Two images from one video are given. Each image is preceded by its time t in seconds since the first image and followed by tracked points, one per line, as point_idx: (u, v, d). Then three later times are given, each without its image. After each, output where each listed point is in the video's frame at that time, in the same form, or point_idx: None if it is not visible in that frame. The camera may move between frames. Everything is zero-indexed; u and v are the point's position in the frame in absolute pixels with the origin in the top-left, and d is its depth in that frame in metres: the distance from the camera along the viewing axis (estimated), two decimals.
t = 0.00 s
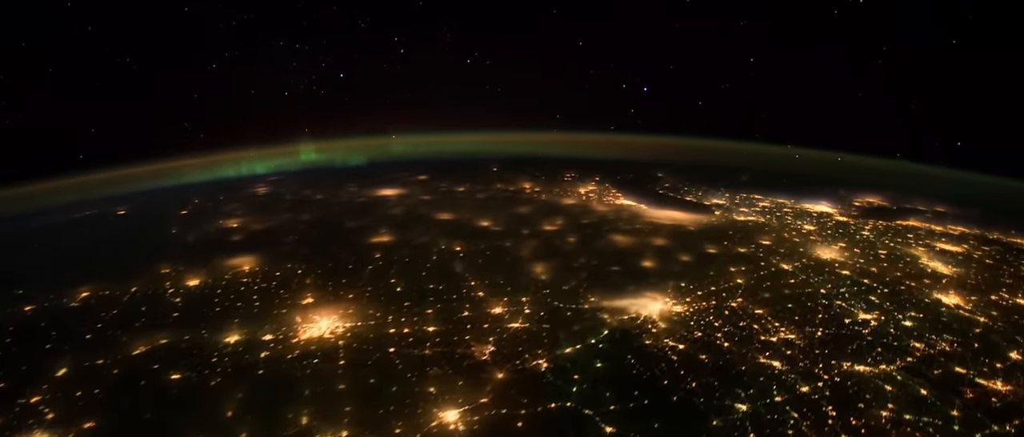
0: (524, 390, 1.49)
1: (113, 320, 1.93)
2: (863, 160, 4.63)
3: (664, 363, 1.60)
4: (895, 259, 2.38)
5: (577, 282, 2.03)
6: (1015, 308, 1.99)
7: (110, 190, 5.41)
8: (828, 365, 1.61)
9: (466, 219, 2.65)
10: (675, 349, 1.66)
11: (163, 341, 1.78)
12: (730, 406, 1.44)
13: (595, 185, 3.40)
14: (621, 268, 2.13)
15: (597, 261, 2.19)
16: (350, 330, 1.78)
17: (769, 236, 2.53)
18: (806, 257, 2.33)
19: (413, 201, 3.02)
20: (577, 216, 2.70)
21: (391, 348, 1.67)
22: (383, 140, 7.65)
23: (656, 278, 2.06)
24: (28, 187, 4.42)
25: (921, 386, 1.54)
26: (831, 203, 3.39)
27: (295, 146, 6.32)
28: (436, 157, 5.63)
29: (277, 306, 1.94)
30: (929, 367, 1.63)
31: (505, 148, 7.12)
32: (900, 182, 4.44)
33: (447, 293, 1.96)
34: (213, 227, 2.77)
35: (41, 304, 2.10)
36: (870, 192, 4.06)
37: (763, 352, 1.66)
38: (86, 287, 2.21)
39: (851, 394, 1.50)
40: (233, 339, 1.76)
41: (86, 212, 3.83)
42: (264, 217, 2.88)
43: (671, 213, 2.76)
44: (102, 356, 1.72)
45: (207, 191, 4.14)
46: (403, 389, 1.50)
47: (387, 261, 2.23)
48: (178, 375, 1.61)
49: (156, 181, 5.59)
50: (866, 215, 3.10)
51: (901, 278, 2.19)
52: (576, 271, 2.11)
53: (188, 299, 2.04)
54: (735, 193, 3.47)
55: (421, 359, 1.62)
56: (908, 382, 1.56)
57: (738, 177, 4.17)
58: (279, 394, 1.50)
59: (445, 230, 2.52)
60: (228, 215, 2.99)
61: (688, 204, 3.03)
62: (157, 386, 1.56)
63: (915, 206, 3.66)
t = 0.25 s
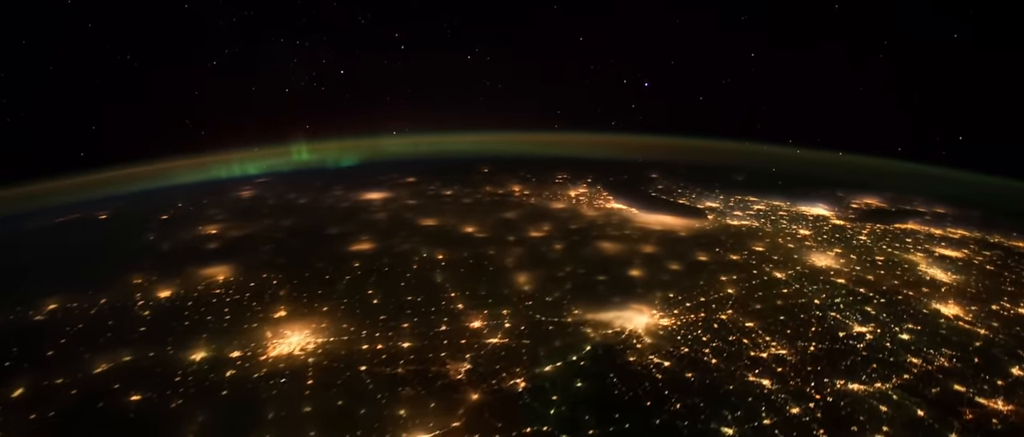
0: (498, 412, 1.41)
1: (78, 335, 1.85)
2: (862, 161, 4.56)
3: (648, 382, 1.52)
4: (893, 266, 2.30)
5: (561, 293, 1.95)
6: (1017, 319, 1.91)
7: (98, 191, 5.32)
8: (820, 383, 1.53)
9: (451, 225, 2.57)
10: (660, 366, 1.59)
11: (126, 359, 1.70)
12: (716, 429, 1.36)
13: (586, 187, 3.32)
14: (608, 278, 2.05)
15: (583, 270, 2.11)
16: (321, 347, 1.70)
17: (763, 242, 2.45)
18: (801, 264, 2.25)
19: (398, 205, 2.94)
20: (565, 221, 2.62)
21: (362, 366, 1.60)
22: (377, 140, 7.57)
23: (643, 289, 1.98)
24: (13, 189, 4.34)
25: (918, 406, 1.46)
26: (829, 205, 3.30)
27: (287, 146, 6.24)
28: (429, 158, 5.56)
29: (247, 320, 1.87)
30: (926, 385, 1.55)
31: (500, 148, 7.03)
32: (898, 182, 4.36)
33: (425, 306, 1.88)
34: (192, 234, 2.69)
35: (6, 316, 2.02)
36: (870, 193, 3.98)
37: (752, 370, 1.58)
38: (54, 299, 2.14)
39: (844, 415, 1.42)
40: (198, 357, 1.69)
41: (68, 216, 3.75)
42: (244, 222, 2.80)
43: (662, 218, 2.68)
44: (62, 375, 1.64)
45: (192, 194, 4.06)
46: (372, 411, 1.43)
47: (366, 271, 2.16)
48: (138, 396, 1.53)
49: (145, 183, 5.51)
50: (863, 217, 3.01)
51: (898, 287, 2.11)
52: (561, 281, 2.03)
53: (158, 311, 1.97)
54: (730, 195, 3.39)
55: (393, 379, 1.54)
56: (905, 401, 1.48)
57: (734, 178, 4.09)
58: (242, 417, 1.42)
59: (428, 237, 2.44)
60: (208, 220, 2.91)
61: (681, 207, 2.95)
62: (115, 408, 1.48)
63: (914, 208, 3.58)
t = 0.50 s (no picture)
0: None
1: (39, 351, 1.77)
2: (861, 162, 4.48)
3: (630, 403, 1.45)
4: (890, 273, 2.22)
5: (544, 305, 1.87)
6: (1019, 330, 1.83)
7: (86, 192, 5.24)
8: (812, 403, 1.45)
9: (434, 232, 2.50)
10: (643, 385, 1.51)
11: (87, 378, 1.62)
12: None
13: (577, 190, 3.24)
14: (594, 289, 1.97)
15: (567, 280, 2.03)
16: (290, 365, 1.62)
17: (756, 249, 2.37)
18: (794, 272, 2.17)
19: (382, 210, 2.86)
20: (552, 227, 2.54)
21: (331, 387, 1.52)
22: (371, 141, 7.49)
23: (630, 300, 1.90)
24: None
25: (915, 428, 1.38)
26: (825, 207, 3.22)
27: (279, 146, 6.16)
28: (421, 158, 5.48)
29: (215, 336, 1.79)
30: (923, 406, 1.47)
31: (495, 148, 6.95)
32: (896, 183, 4.28)
33: (401, 320, 1.81)
34: (169, 241, 2.61)
35: None
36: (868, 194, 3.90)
37: (740, 389, 1.50)
38: (20, 311, 2.05)
39: None
40: (161, 376, 1.61)
41: (49, 220, 3.66)
42: (223, 228, 2.72)
43: (653, 223, 2.60)
44: (17, 395, 1.56)
45: (177, 197, 3.99)
46: None
47: (343, 282, 2.08)
48: (94, 419, 1.45)
49: (134, 185, 5.43)
50: (860, 220, 2.93)
51: (895, 296, 2.03)
52: (544, 292, 1.95)
53: (125, 326, 1.89)
54: (725, 197, 3.31)
55: (363, 401, 1.47)
56: (901, 423, 1.40)
57: (729, 179, 4.01)
58: None
59: (410, 244, 2.36)
60: (187, 226, 2.83)
61: (674, 211, 2.86)
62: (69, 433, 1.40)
63: (912, 209, 3.50)
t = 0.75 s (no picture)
0: None
1: None
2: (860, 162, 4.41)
3: (610, 426, 1.37)
4: (887, 282, 2.14)
5: (525, 319, 1.79)
6: (1021, 344, 1.75)
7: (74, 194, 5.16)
8: (802, 425, 1.37)
9: (417, 239, 2.42)
10: (625, 406, 1.43)
11: (43, 398, 1.54)
12: None
13: (566, 193, 3.16)
14: (577, 300, 1.89)
15: (551, 291, 1.95)
16: (256, 385, 1.54)
17: (749, 256, 2.29)
18: (787, 281, 2.09)
19: (365, 215, 2.78)
20: (538, 233, 2.46)
21: (296, 409, 1.44)
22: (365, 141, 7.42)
23: (614, 312, 1.83)
24: None
25: None
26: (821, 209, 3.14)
27: (272, 146, 6.09)
28: (413, 159, 5.40)
29: (181, 352, 1.72)
30: (920, 428, 1.39)
31: (490, 147, 6.87)
32: (894, 184, 4.21)
33: (375, 335, 1.73)
34: (144, 250, 2.54)
35: None
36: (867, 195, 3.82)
37: (727, 410, 1.42)
38: None
39: None
40: (121, 397, 1.54)
41: (30, 225, 3.58)
42: (202, 235, 2.64)
43: (642, 228, 2.52)
44: None
45: (161, 200, 3.91)
46: None
47: (319, 294, 2.00)
48: None
49: (122, 187, 5.35)
50: (858, 224, 2.85)
51: (892, 306, 1.95)
52: (526, 304, 1.87)
53: (89, 341, 1.81)
54: (720, 199, 3.22)
55: (328, 424, 1.39)
56: None
57: (725, 180, 3.93)
58: None
59: (390, 252, 2.29)
60: (165, 233, 2.75)
61: (665, 214, 2.78)
62: None
63: (911, 211, 3.41)
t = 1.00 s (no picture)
0: None
1: None
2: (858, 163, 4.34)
3: None
4: (883, 291, 2.06)
5: (504, 334, 1.72)
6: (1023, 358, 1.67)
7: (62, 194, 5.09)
8: None
9: (398, 247, 2.34)
10: (605, 430, 1.36)
11: None
12: None
13: (556, 196, 3.08)
14: (560, 314, 1.81)
15: (533, 303, 1.87)
16: (218, 407, 1.47)
17: (741, 263, 2.21)
18: (780, 291, 2.01)
19: (348, 220, 2.70)
20: (524, 239, 2.38)
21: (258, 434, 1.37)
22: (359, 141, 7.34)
23: (598, 326, 1.75)
24: None
25: None
26: (818, 212, 3.06)
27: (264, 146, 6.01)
28: (405, 159, 5.32)
29: (144, 370, 1.65)
30: None
31: (485, 147, 6.80)
32: (892, 186, 4.15)
33: (347, 352, 1.66)
34: (118, 258, 2.46)
35: None
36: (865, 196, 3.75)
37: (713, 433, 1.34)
38: None
39: None
40: (76, 420, 1.46)
41: (10, 229, 3.51)
42: (178, 242, 2.56)
43: (632, 234, 2.44)
44: None
45: (145, 203, 3.83)
46: None
47: (292, 307, 1.92)
48: None
49: (110, 189, 5.26)
50: (855, 228, 2.77)
51: (889, 318, 1.87)
52: (506, 318, 1.80)
53: (50, 358, 1.73)
54: (713, 202, 3.14)
55: None
56: None
57: (720, 181, 3.85)
58: None
59: (369, 261, 2.21)
60: (142, 239, 2.68)
61: (657, 219, 2.70)
62: None
63: (910, 213, 3.33)
